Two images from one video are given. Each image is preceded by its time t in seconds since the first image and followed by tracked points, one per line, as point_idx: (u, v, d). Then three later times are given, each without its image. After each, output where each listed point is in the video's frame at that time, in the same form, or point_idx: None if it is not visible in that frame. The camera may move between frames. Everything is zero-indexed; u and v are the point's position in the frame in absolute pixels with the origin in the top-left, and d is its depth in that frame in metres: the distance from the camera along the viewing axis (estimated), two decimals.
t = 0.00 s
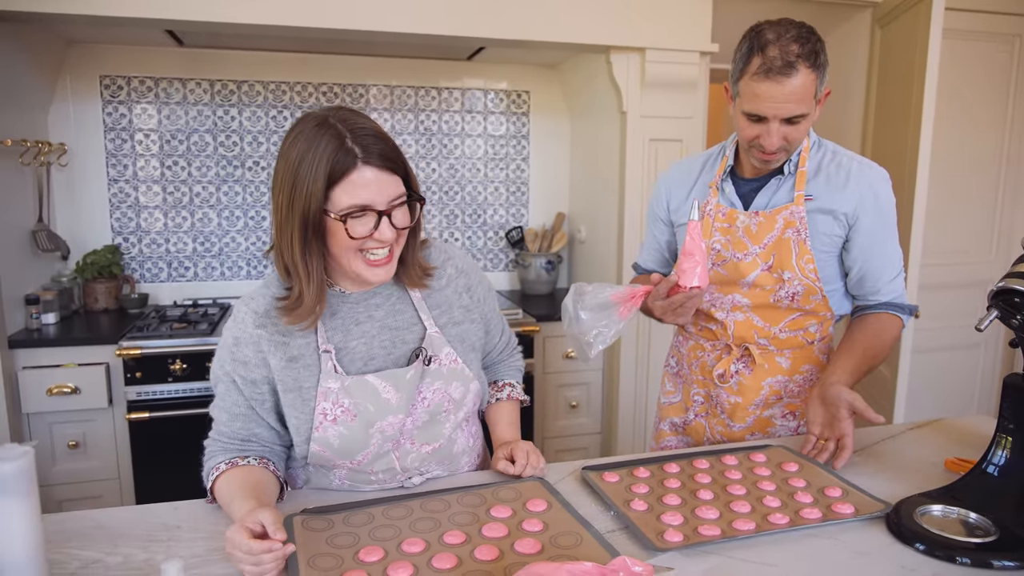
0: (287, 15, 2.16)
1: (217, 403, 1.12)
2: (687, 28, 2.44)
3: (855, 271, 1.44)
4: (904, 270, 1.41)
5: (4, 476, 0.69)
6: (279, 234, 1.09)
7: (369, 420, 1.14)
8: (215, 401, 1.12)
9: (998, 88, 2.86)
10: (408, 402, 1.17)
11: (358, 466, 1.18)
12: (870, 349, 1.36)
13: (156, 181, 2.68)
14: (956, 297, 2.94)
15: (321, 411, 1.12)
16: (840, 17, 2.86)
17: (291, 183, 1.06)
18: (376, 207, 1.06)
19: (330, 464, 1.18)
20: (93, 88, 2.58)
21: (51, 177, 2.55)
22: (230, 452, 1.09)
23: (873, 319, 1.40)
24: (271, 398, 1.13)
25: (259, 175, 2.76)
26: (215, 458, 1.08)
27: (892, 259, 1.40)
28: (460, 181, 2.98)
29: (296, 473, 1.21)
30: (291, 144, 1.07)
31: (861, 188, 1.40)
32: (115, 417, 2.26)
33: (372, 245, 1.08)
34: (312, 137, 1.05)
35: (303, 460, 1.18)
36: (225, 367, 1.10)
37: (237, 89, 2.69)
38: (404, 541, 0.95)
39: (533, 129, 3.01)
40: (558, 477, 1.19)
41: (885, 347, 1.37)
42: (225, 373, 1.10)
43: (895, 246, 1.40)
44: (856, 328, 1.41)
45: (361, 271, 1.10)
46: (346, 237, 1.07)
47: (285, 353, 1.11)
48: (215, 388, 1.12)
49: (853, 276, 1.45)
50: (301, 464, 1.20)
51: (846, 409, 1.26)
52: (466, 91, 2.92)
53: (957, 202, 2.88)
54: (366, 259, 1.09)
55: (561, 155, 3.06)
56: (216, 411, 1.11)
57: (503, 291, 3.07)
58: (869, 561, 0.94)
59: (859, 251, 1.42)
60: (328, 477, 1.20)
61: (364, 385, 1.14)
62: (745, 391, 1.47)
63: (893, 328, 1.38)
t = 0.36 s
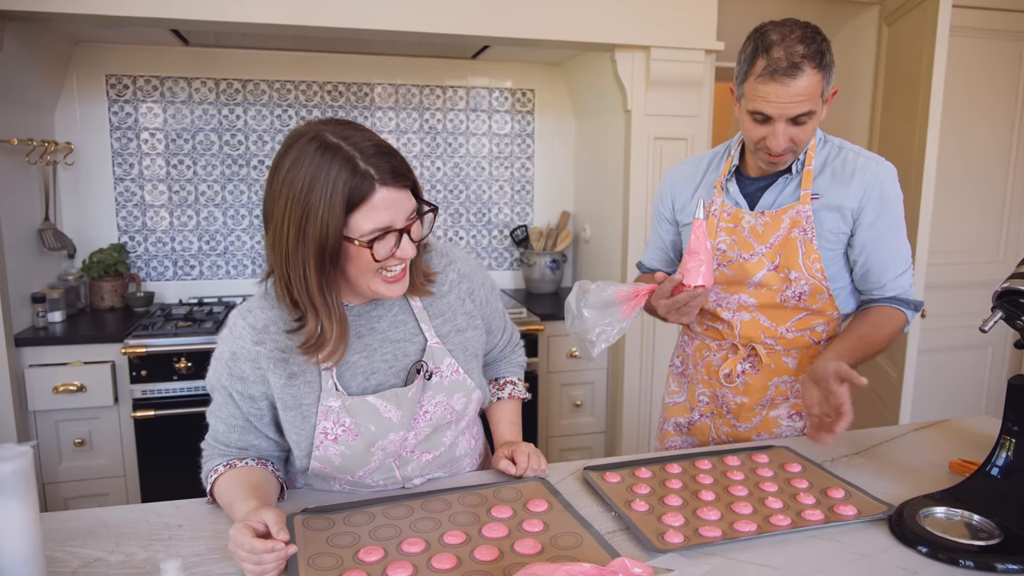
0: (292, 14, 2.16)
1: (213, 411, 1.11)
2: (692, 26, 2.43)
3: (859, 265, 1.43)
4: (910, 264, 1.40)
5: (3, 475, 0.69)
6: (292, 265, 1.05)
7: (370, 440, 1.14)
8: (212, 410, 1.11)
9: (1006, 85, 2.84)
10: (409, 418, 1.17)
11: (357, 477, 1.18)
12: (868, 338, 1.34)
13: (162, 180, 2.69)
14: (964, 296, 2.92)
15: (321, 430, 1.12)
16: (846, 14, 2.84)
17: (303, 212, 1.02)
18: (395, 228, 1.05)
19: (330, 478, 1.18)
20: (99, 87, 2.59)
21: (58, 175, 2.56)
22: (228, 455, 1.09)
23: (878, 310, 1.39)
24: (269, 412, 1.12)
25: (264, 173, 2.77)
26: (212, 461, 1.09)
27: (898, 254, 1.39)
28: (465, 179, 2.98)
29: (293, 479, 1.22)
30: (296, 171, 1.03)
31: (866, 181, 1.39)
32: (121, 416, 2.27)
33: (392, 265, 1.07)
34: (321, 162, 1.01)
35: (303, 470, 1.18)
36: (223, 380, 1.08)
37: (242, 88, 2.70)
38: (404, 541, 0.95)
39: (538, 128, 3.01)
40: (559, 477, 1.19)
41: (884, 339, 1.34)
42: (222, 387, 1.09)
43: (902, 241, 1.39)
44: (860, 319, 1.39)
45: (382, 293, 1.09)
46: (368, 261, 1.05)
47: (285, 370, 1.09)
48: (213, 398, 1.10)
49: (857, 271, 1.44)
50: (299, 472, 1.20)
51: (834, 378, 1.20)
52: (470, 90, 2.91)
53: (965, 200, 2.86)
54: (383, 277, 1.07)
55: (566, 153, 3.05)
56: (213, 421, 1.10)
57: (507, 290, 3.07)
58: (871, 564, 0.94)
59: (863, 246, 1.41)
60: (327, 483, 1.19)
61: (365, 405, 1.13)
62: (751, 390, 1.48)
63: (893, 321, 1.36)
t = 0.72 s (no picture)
0: (296, 13, 2.17)
1: (212, 414, 1.11)
2: (697, 23, 2.42)
3: (867, 268, 1.42)
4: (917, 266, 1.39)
5: (6, 474, 0.70)
6: (311, 284, 1.01)
7: (373, 445, 1.14)
8: (212, 414, 1.11)
9: (1015, 81, 2.82)
10: (411, 421, 1.17)
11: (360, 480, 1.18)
12: (880, 338, 1.33)
13: (168, 180, 2.70)
14: (972, 294, 2.90)
15: (324, 437, 1.12)
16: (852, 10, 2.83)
17: (325, 229, 0.99)
18: (415, 238, 1.05)
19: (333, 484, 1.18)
20: (105, 88, 2.60)
21: (65, 175, 2.58)
22: (230, 456, 1.09)
23: (884, 313, 1.38)
24: (270, 417, 1.11)
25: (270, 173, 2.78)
26: (213, 463, 1.09)
27: (905, 254, 1.38)
28: (470, 178, 2.97)
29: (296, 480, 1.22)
30: (311, 187, 0.99)
31: (873, 181, 1.38)
32: (128, 415, 2.28)
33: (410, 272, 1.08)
34: (339, 178, 0.98)
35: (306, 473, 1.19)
36: (223, 385, 1.08)
37: (248, 88, 2.70)
38: (407, 540, 0.95)
39: (543, 127, 3.00)
40: (563, 476, 1.19)
41: (897, 339, 1.33)
42: (223, 393, 1.08)
43: (909, 241, 1.39)
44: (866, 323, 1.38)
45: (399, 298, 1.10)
46: (391, 271, 1.05)
47: (286, 376, 1.09)
48: (213, 402, 1.10)
49: (865, 273, 1.43)
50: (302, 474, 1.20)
51: (856, 379, 1.16)
52: (475, 89, 2.91)
53: (973, 197, 2.84)
54: (399, 283, 1.08)
55: (571, 152, 3.05)
56: (213, 425, 1.10)
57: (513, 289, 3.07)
58: (877, 563, 0.93)
59: (871, 246, 1.40)
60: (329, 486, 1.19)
61: (367, 411, 1.13)
62: (755, 390, 1.47)
63: (903, 322, 1.35)
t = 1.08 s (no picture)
0: (295, 18, 2.17)
1: (207, 422, 1.10)
2: (695, 27, 2.42)
3: (871, 266, 1.41)
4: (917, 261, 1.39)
5: (4, 481, 0.69)
6: (319, 295, 0.99)
7: (373, 450, 1.14)
8: (206, 422, 1.10)
9: (1011, 85, 2.83)
10: (410, 424, 1.17)
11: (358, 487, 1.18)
12: (893, 333, 1.34)
13: (167, 184, 2.70)
14: (970, 297, 2.90)
15: (323, 443, 1.11)
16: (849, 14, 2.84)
17: (333, 240, 0.96)
18: (418, 243, 1.06)
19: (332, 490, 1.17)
20: (104, 92, 2.60)
21: (63, 180, 2.57)
22: (225, 463, 1.09)
23: (891, 308, 1.38)
24: (267, 424, 1.11)
25: (268, 177, 2.78)
26: (209, 470, 1.08)
27: (905, 251, 1.38)
28: (468, 182, 2.98)
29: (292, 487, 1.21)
30: (317, 199, 0.96)
31: (874, 179, 1.38)
32: (125, 420, 2.27)
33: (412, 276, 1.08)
34: (347, 188, 0.96)
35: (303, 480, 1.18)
36: (218, 394, 1.07)
37: (246, 92, 2.70)
38: (406, 545, 0.95)
39: (541, 130, 3.01)
40: (563, 480, 1.19)
41: (909, 334, 1.34)
42: (219, 401, 1.07)
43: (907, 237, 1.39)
44: (872, 320, 1.39)
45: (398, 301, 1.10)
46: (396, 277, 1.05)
47: (284, 384, 1.08)
48: (208, 410, 1.09)
49: (869, 273, 1.42)
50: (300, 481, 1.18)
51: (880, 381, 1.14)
52: (474, 92, 2.92)
53: (971, 200, 2.85)
54: (401, 288, 1.08)
55: (570, 155, 3.05)
56: (208, 433, 1.09)
57: (511, 292, 3.07)
58: (876, 567, 0.93)
59: (873, 244, 1.40)
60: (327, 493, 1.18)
61: (367, 417, 1.13)
62: (755, 394, 1.47)
63: (913, 314, 1.36)
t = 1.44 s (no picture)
0: (292, 17, 2.17)
1: (202, 433, 1.08)
2: (692, 27, 2.43)
3: (865, 269, 1.42)
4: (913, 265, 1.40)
5: (3, 480, 0.69)
6: (333, 298, 0.98)
7: (379, 445, 1.14)
8: (199, 430, 1.08)
9: (1006, 85, 2.84)
10: (410, 415, 1.17)
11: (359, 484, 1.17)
12: (885, 343, 1.34)
13: (163, 184, 2.69)
14: (966, 296, 2.91)
15: (330, 445, 1.11)
16: (845, 15, 2.85)
17: (347, 245, 0.96)
18: (423, 239, 1.06)
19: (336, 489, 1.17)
20: (99, 91, 2.59)
21: (58, 179, 2.57)
22: (216, 466, 1.08)
23: (887, 314, 1.38)
24: (268, 430, 1.11)
25: (265, 176, 2.77)
26: (200, 473, 1.07)
27: (901, 253, 1.39)
28: (465, 181, 2.98)
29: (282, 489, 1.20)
30: (328, 204, 0.95)
31: (870, 181, 1.39)
32: (122, 420, 2.27)
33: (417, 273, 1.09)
34: (358, 189, 0.96)
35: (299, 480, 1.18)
36: (218, 405, 1.06)
37: (243, 91, 2.70)
38: (405, 544, 0.95)
39: (538, 130, 3.01)
40: (561, 478, 1.19)
41: (901, 340, 1.34)
42: (218, 411, 1.06)
43: (903, 240, 1.39)
44: (869, 326, 1.39)
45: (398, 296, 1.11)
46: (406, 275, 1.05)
47: (287, 389, 1.08)
48: (203, 420, 1.08)
49: (863, 275, 1.43)
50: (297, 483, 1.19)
51: (862, 408, 1.21)
52: (471, 92, 2.92)
53: (967, 199, 2.86)
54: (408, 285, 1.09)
55: (566, 155, 3.05)
56: (202, 442, 1.08)
57: (508, 291, 3.07)
58: (874, 564, 0.93)
59: (868, 246, 1.40)
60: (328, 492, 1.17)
61: (372, 414, 1.13)
62: (750, 394, 1.46)
63: (908, 319, 1.36)
